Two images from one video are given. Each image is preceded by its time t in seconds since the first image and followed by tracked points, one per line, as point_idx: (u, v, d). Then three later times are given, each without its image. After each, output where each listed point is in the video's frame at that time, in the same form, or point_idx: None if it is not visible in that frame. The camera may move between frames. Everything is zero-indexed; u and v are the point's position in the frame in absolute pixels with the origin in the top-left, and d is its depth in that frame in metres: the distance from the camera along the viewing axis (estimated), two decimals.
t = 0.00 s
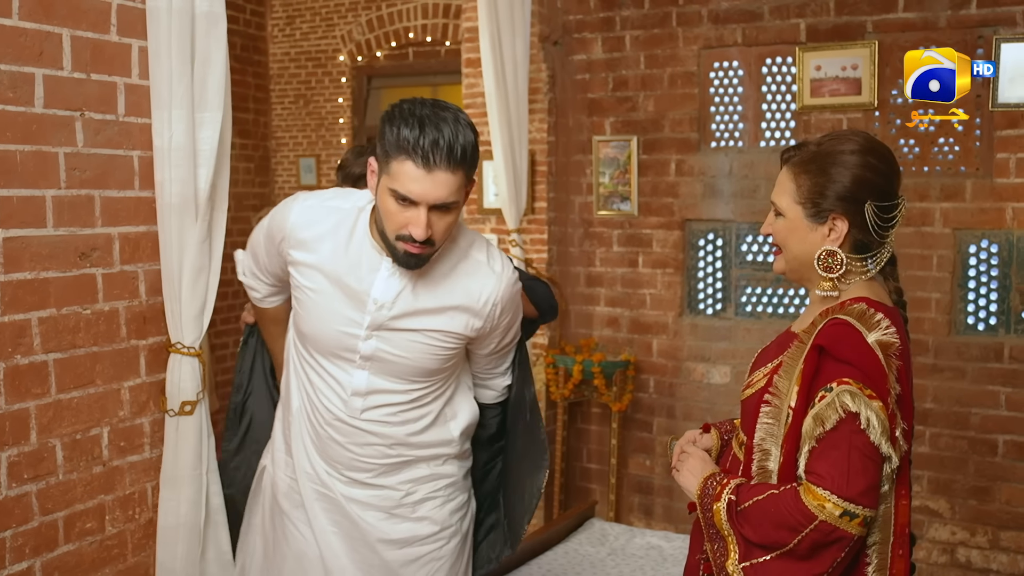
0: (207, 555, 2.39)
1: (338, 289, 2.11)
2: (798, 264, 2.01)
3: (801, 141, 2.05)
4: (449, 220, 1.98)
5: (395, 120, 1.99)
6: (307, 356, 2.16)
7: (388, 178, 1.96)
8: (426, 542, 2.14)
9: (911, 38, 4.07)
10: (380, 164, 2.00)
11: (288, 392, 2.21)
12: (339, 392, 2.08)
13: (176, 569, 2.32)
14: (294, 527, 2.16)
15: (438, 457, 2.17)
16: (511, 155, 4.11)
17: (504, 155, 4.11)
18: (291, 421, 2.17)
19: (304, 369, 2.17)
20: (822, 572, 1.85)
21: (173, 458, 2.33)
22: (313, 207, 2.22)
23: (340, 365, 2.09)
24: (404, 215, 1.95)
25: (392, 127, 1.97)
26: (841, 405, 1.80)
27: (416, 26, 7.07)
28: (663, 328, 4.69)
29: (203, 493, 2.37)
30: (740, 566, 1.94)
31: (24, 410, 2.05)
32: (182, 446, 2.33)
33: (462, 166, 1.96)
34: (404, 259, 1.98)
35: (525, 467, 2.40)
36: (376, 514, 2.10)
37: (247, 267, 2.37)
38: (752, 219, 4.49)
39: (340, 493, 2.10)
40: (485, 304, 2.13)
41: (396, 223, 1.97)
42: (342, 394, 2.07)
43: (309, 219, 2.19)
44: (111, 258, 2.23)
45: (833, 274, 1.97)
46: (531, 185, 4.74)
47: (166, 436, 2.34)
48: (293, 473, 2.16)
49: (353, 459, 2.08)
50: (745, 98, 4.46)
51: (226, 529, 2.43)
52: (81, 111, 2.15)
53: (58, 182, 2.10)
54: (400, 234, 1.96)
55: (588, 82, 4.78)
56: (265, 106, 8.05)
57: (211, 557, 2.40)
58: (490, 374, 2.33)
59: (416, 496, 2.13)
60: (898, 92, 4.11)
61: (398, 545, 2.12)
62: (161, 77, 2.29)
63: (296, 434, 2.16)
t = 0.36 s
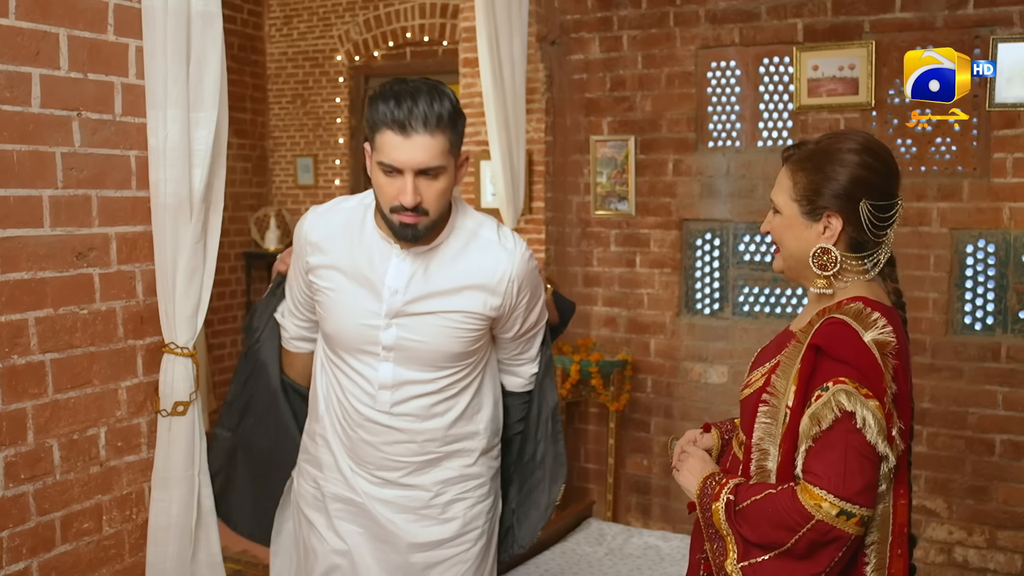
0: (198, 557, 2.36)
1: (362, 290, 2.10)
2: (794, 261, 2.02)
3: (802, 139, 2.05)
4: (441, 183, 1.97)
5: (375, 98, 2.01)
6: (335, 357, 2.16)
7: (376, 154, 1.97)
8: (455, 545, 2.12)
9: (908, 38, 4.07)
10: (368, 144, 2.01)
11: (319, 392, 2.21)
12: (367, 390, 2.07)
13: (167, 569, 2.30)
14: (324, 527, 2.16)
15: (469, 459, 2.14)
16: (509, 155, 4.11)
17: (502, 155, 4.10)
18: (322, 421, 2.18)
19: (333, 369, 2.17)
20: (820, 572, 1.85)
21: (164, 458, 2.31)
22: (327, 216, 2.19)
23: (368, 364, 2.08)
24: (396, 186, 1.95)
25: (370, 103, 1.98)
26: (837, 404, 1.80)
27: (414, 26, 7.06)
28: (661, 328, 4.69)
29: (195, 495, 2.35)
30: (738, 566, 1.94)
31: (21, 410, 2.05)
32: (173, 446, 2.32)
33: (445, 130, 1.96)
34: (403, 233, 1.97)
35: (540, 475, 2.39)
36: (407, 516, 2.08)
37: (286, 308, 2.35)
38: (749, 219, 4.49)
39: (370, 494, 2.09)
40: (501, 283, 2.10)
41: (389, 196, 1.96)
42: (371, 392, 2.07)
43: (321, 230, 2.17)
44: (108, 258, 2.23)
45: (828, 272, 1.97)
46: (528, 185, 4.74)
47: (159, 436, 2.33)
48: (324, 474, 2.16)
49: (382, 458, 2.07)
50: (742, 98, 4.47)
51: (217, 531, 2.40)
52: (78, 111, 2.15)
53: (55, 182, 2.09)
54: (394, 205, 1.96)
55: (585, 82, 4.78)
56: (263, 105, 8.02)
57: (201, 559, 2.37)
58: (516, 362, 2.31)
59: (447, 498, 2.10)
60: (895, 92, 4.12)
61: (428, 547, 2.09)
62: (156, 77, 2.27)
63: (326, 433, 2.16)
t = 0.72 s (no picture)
0: (207, 554, 2.39)
1: (374, 278, 1.97)
2: (796, 258, 2.02)
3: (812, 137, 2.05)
4: (409, 138, 1.93)
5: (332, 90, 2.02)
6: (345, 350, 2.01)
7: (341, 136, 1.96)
8: (477, 546, 1.98)
9: (907, 38, 4.07)
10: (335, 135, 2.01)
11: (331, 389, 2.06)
12: (388, 378, 1.93)
13: (177, 569, 2.30)
14: (337, 531, 2.01)
15: (494, 454, 2.00)
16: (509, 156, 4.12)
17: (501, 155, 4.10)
18: (336, 418, 2.03)
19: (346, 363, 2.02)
20: (818, 568, 1.85)
21: (171, 459, 2.31)
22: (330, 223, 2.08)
23: (386, 352, 1.94)
24: (366, 153, 1.92)
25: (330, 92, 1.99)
26: (834, 400, 1.80)
27: (413, 26, 7.04)
28: (661, 328, 4.69)
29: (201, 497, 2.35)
30: (736, 563, 1.94)
31: (21, 410, 2.05)
32: (178, 446, 2.32)
33: (401, 90, 1.94)
34: (380, 195, 1.92)
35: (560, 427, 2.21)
36: (429, 516, 1.93)
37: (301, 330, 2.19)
38: (748, 219, 4.50)
39: (389, 495, 1.93)
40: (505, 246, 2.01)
41: (361, 166, 1.93)
42: (392, 379, 1.93)
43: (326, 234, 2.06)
44: (107, 258, 2.23)
45: (830, 270, 1.98)
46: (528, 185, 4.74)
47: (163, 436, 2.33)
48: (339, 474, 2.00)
49: (408, 448, 1.92)
50: (742, 98, 4.47)
51: (224, 527, 2.41)
52: (78, 111, 2.14)
53: (55, 182, 2.10)
54: (369, 174, 1.92)
55: (584, 82, 4.78)
56: (262, 106, 8.02)
57: (211, 555, 2.39)
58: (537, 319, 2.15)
59: (471, 496, 1.96)
60: (895, 93, 4.12)
61: (450, 549, 1.95)
62: (157, 77, 2.28)
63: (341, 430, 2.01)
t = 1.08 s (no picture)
0: (211, 552, 2.40)
1: (386, 270, 1.94)
2: (795, 260, 2.03)
3: (811, 138, 2.06)
4: (428, 133, 1.94)
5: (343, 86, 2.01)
6: (342, 348, 1.94)
7: (357, 128, 1.95)
8: (478, 543, 2.01)
9: (905, 38, 4.07)
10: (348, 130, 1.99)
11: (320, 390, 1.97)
12: (400, 374, 1.90)
13: (183, 569, 2.30)
14: (339, 540, 1.94)
15: (493, 452, 2.04)
16: (507, 156, 4.12)
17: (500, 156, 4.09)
18: (330, 419, 1.94)
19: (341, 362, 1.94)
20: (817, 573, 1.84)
21: (175, 459, 2.30)
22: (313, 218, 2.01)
23: (397, 348, 1.91)
24: (388, 142, 1.91)
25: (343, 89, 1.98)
26: (836, 404, 1.80)
27: (412, 26, 7.03)
28: (659, 328, 4.69)
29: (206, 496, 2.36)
30: (734, 566, 1.94)
31: (19, 410, 2.04)
32: (183, 447, 2.31)
33: (420, 87, 1.97)
34: (403, 183, 1.90)
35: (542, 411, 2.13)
36: (437, 514, 1.93)
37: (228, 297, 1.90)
38: (747, 219, 4.50)
39: (403, 493, 1.90)
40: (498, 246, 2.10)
41: (381, 156, 1.91)
42: (405, 376, 1.90)
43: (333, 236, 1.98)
44: (106, 258, 2.23)
45: (829, 274, 1.98)
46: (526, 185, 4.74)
47: (166, 437, 2.32)
48: (339, 476, 1.92)
49: (422, 445, 1.91)
50: (740, 98, 4.47)
51: (227, 525, 2.41)
52: (76, 111, 2.14)
53: (53, 182, 2.09)
54: (389, 163, 1.91)
55: (583, 82, 4.78)
56: (260, 105, 8.02)
57: (216, 553, 2.40)
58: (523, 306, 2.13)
59: (473, 496, 1.98)
60: (893, 93, 4.12)
61: (455, 547, 1.96)
62: (157, 77, 2.27)
63: (338, 432, 1.93)
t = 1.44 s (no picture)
0: (208, 552, 2.38)
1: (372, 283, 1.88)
2: (790, 261, 2.03)
3: (801, 140, 2.06)
4: (435, 141, 1.91)
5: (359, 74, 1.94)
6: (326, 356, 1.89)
7: (369, 115, 1.88)
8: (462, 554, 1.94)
9: (905, 39, 4.07)
10: (358, 117, 1.92)
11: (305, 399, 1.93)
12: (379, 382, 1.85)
13: (179, 569, 2.29)
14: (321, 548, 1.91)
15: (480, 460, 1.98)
16: (506, 157, 4.13)
17: (499, 156, 4.10)
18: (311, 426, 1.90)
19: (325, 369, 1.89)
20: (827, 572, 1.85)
21: (173, 458, 2.31)
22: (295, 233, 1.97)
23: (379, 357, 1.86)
24: (396, 137, 1.85)
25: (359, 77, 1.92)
26: (845, 404, 1.81)
27: (411, 26, 7.03)
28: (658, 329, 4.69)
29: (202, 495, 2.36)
30: (742, 568, 1.94)
31: (18, 410, 2.04)
32: (181, 446, 2.32)
33: (438, 95, 1.93)
34: (402, 181, 1.86)
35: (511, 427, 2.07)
36: (418, 524, 1.88)
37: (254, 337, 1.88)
38: (746, 220, 4.50)
39: (382, 504, 1.85)
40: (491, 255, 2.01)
41: (385, 148, 1.85)
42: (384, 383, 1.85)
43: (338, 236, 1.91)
44: (105, 258, 2.23)
45: (826, 274, 1.98)
46: (525, 186, 4.74)
47: (164, 436, 2.33)
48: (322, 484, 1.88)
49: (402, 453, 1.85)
50: (739, 99, 4.47)
51: (225, 525, 2.40)
52: (75, 111, 2.14)
53: (52, 183, 2.09)
54: (394, 157, 1.86)
55: (582, 83, 4.79)
56: (259, 106, 8.02)
57: (213, 553, 2.38)
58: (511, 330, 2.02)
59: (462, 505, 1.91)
60: (892, 93, 4.12)
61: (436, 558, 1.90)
62: (156, 77, 2.27)
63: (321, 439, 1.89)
